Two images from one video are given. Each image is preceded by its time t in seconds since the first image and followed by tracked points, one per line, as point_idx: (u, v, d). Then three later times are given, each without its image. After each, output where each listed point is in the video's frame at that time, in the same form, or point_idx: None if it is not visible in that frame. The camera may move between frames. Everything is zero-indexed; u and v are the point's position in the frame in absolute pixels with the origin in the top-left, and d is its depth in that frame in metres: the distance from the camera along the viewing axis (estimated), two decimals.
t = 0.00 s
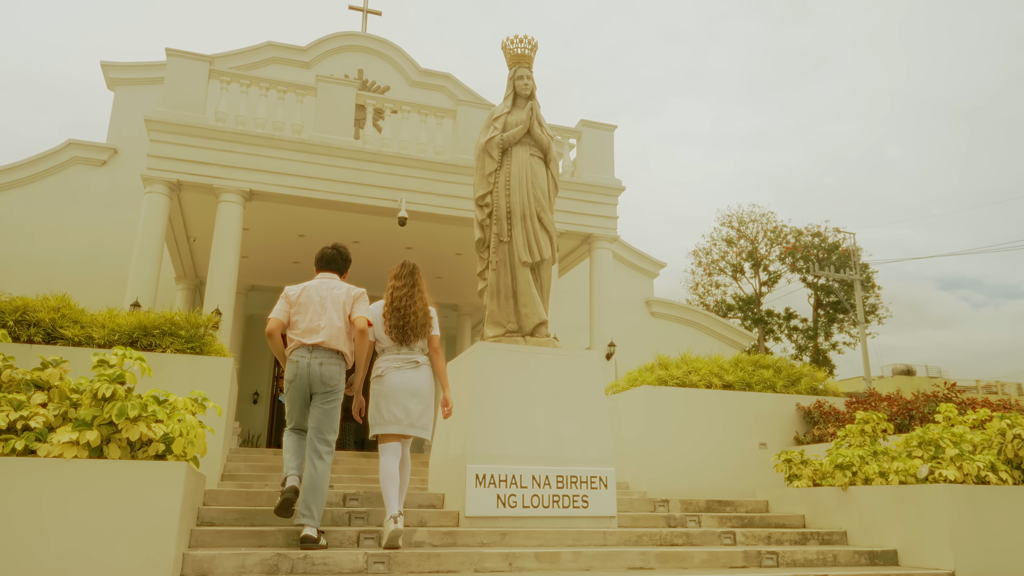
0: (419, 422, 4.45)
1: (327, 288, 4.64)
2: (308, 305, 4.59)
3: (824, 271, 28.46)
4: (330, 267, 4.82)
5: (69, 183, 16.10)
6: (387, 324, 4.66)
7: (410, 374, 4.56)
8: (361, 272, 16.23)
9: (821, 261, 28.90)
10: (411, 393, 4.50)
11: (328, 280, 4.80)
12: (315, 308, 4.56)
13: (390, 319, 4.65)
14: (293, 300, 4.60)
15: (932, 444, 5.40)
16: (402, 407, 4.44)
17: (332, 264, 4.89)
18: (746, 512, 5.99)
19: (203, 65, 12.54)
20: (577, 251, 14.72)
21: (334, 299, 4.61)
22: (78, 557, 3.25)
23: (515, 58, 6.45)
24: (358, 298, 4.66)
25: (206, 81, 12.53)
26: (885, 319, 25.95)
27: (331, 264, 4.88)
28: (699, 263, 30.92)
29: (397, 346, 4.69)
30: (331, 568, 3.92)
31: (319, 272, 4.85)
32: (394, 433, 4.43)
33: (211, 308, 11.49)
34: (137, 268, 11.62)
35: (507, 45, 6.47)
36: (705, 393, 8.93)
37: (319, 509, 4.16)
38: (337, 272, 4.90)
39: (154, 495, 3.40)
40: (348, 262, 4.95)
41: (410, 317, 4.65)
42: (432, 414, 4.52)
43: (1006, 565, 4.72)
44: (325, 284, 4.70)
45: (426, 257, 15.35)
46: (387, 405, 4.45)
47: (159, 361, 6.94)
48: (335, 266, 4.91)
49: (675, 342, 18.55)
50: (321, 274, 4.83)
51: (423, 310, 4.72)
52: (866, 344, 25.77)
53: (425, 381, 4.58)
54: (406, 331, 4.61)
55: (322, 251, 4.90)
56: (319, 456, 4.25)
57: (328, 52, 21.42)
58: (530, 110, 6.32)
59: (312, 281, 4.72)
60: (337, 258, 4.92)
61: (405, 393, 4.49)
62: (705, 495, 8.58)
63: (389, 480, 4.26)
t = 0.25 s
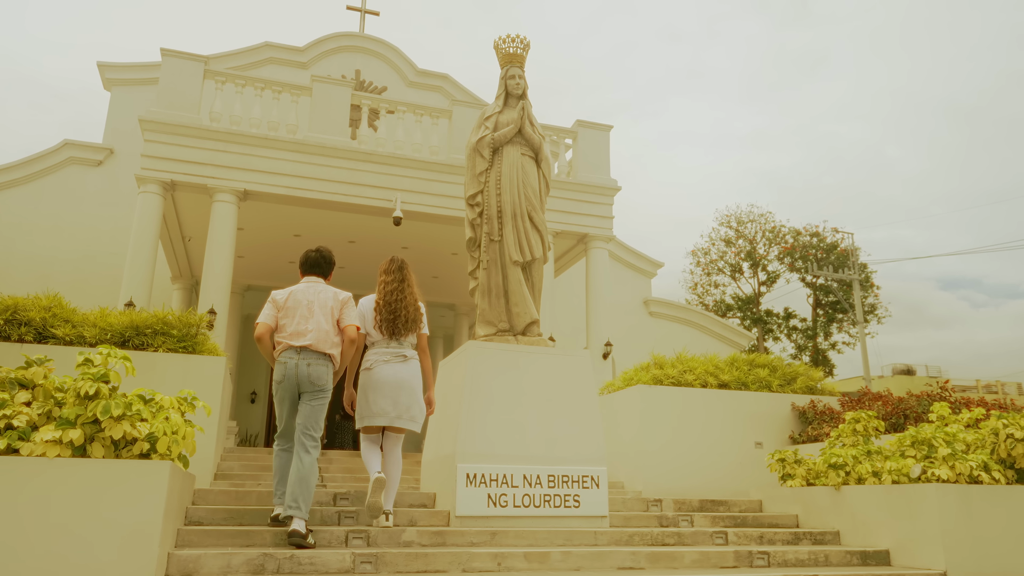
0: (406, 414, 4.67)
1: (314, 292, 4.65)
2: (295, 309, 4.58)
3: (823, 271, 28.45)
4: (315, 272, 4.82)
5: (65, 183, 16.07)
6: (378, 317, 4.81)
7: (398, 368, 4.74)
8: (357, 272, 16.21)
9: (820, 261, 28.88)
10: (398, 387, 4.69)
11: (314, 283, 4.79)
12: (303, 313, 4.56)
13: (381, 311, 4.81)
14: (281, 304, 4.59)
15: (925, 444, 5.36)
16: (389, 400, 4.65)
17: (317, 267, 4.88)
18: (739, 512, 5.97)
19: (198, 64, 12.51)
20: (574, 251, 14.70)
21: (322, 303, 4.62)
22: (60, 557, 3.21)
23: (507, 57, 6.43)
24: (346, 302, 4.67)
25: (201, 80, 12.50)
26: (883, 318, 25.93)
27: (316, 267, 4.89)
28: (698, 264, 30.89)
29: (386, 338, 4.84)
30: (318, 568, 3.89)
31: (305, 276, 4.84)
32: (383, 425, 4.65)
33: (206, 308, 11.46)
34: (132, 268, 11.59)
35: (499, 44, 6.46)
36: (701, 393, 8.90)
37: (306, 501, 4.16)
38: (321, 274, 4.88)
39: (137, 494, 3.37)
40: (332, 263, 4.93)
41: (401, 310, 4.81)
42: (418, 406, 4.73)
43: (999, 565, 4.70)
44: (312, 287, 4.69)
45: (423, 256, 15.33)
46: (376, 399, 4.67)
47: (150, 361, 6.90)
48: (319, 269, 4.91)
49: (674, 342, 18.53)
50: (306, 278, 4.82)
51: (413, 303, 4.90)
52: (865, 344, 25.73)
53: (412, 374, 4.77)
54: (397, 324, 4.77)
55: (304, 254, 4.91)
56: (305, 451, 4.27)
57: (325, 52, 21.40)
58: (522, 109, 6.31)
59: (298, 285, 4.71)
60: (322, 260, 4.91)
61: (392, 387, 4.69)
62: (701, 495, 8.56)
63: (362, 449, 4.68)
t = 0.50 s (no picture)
0: (388, 412, 4.76)
1: (297, 287, 4.80)
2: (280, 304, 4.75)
3: (823, 270, 28.41)
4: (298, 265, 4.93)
5: (62, 183, 16.06)
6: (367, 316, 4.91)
7: (382, 366, 4.82)
8: (355, 272, 16.19)
9: (820, 261, 28.85)
10: (381, 385, 4.78)
11: (298, 278, 4.94)
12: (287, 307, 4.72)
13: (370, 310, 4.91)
14: (266, 301, 4.76)
15: (918, 443, 5.34)
16: (371, 398, 4.74)
17: (299, 260, 4.98)
18: (731, 512, 5.94)
19: (193, 63, 12.49)
20: (571, 250, 14.67)
21: (305, 297, 4.78)
22: (40, 558, 3.19)
23: (500, 55, 6.40)
24: (329, 296, 4.84)
25: (196, 79, 12.48)
26: (884, 318, 25.88)
27: (297, 261, 4.97)
28: (698, 263, 30.85)
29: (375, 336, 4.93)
30: (303, 568, 3.86)
31: (289, 271, 4.97)
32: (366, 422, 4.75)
33: (200, 308, 11.45)
34: (127, 267, 11.58)
35: (492, 42, 6.43)
36: (696, 392, 8.88)
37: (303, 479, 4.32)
38: (304, 269, 5.00)
39: (119, 495, 3.35)
40: (314, 258, 5.06)
41: (390, 309, 4.93)
42: (400, 404, 4.82)
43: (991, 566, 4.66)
44: (295, 282, 4.85)
45: (420, 256, 15.31)
46: (358, 396, 4.76)
47: (142, 361, 6.89)
48: (303, 264, 5.02)
49: (672, 342, 18.51)
50: (289, 272, 4.93)
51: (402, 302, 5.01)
52: (865, 344, 25.68)
53: (396, 373, 4.85)
54: (388, 322, 4.88)
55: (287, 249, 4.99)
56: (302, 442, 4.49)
57: (323, 51, 21.38)
58: (515, 107, 6.27)
59: (282, 281, 4.87)
60: (305, 255, 5.04)
61: (375, 386, 4.77)
62: (696, 494, 8.54)
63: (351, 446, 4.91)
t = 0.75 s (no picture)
0: (373, 413, 4.89)
1: (285, 286, 4.95)
2: (270, 302, 4.92)
3: (822, 270, 28.39)
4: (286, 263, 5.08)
5: (60, 182, 16.05)
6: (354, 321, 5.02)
7: (368, 368, 4.95)
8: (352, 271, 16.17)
9: (819, 261, 28.83)
10: (366, 387, 4.91)
11: (286, 276, 5.10)
12: (276, 305, 4.90)
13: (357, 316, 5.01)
14: (255, 299, 4.94)
15: (910, 443, 5.32)
16: (357, 400, 4.88)
17: (290, 259, 5.15)
18: (724, 512, 5.93)
19: (189, 63, 12.47)
20: (567, 250, 14.65)
21: (292, 295, 4.94)
22: (21, 557, 3.17)
23: (491, 53, 6.39)
24: (316, 294, 5.01)
25: (191, 78, 12.46)
26: (883, 318, 25.84)
27: (290, 259, 5.15)
28: (697, 263, 30.81)
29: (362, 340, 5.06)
30: (289, 568, 3.84)
31: (279, 269, 5.13)
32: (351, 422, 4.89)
33: (196, 308, 11.43)
34: (122, 267, 11.56)
35: (484, 41, 6.41)
36: (691, 392, 8.86)
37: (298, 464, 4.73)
38: (294, 267, 5.16)
39: (101, 495, 3.33)
40: (304, 255, 5.19)
41: (376, 314, 5.05)
42: (386, 405, 4.95)
43: (982, 566, 4.65)
44: (283, 280, 5.01)
45: (417, 255, 15.30)
46: (344, 398, 4.90)
47: (133, 360, 6.85)
48: (294, 261, 5.19)
49: (670, 341, 18.48)
50: (279, 271, 5.10)
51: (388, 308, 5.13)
52: (864, 344, 25.64)
53: (382, 375, 4.98)
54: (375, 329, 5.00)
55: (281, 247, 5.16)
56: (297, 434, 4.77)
57: (321, 50, 21.37)
58: (506, 106, 6.26)
59: (271, 279, 5.03)
60: (294, 253, 5.18)
61: (360, 387, 4.91)
62: (691, 494, 8.53)
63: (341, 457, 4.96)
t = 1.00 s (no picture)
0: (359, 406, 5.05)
1: (276, 291, 5.02)
2: (261, 305, 4.97)
3: (821, 270, 28.36)
4: (281, 269, 5.16)
5: (57, 182, 16.03)
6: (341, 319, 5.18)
7: (356, 362, 5.11)
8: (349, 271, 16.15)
9: (818, 261, 28.81)
10: (354, 380, 5.08)
11: (279, 282, 5.16)
12: (267, 309, 4.94)
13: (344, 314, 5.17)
14: (247, 303, 4.99)
15: (901, 443, 5.33)
16: (344, 392, 5.04)
17: (286, 263, 5.23)
18: (716, 512, 5.91)
19: (185, 62, 12.45)
20: (564, 249, 14.63)
21: (282, 299, 4.99)
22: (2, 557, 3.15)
23: (484, 52, 6.37)
24: (306, 298, 5.03)
25: (187, 78, 12.44)
26: (883, 317, 25.81)
27: (286, 264, 5.23)
28: (696, 263, 30.78)
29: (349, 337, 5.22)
30: (274, 568, 3.83)
31: (274, 274, 5.21)
32: (338, 414, 5.06)
33: (191, 307, 11.42)
34: (117, 267, 11.54)
35: (476, 39, 6.39)
36: (686, 392, 8.83)
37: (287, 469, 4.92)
38: (288, 273, 5.23)
39: (83, 493, 3.31)
40: (299, 260, 5.27)
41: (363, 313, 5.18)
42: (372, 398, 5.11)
43: (974, 566, 4.63)
44: (274, 285, 5.07)
45: (413, 255, 15.28)
46: (332, 390, 5.06)
47: (125, 361, 6.84)
48: (290, 266, 5.26)
49: (668, 341, 18.46)
50: (274, 276, 5.18)
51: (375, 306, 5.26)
52: (863, 344, 25.61)
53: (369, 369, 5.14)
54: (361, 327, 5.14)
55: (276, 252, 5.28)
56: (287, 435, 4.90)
57: (319, 50, 21.35)
58: (499, 104, 6.24)
59: (265, 284, 5.11)
60: (287, 258, 5.26)
61: (348, 380, 5.08)
62: (685, 494, 8.52)
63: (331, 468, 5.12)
